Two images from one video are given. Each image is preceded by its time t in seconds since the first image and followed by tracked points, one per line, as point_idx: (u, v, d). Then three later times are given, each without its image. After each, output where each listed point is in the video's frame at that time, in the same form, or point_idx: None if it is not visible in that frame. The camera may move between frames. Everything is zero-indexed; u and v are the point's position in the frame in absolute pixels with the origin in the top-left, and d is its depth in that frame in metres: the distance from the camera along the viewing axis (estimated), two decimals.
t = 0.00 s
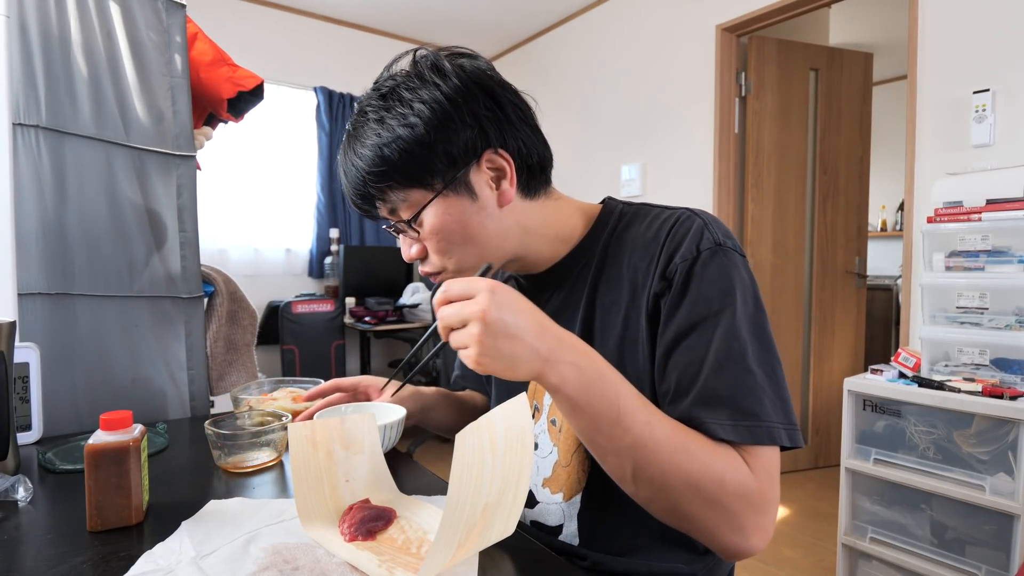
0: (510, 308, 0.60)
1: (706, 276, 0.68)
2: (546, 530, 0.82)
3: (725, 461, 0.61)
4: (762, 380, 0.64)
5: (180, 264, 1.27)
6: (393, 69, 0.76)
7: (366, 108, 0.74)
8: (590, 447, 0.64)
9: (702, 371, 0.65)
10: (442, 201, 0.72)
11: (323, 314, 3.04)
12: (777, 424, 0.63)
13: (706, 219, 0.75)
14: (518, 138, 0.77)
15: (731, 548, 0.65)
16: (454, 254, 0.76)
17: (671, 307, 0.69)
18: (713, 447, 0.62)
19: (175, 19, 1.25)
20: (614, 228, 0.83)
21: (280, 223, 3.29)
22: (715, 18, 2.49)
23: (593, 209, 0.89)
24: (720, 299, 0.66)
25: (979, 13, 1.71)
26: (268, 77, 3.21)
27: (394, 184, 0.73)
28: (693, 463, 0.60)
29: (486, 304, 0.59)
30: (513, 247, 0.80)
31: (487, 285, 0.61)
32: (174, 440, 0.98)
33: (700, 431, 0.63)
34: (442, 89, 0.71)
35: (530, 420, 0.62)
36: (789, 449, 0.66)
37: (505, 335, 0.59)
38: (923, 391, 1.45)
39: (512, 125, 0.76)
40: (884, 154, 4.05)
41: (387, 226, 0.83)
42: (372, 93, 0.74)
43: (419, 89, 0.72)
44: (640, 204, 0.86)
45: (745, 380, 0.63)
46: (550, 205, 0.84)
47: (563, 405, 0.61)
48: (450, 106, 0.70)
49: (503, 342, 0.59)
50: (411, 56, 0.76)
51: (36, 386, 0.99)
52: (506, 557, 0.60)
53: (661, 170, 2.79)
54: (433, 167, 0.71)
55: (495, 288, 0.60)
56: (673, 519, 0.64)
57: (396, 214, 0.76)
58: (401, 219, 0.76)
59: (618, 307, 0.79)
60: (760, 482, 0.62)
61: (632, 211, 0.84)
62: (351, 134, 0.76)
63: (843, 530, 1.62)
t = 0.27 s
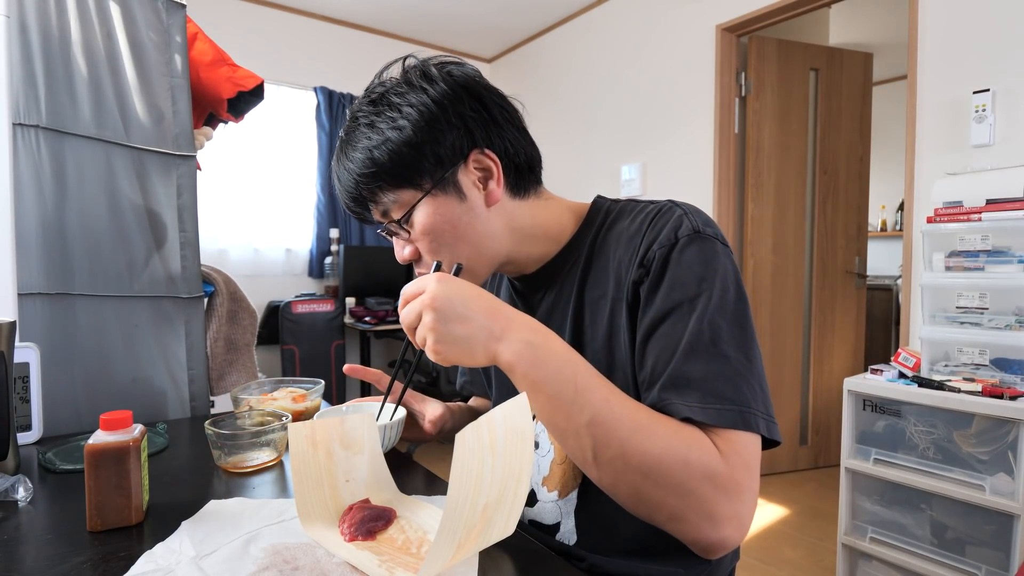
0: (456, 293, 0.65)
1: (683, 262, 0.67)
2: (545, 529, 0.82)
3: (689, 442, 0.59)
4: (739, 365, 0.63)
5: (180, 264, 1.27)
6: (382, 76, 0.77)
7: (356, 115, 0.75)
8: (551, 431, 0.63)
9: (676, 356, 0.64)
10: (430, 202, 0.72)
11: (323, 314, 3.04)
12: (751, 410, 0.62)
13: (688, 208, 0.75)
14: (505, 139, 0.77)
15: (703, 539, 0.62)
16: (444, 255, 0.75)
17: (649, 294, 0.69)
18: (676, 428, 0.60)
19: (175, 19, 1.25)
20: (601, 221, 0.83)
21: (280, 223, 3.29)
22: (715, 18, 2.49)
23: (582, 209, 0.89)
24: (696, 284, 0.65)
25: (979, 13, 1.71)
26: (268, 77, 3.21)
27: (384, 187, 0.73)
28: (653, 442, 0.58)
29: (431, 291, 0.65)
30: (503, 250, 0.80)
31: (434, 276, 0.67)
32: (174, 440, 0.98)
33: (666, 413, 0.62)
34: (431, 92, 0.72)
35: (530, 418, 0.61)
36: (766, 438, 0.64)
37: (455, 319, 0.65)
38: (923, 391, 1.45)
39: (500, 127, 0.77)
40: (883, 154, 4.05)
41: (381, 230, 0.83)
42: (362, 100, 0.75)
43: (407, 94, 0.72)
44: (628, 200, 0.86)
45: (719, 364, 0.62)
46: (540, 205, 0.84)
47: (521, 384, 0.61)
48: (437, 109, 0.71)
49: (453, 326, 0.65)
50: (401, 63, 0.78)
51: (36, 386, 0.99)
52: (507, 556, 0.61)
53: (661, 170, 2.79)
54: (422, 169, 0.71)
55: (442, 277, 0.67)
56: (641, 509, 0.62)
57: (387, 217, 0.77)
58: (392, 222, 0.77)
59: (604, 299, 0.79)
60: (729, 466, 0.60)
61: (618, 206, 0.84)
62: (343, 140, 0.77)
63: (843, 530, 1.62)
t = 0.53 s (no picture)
0: (436, 280, 0.67)
1: (674, 251, 0.67)
2: (544, 527, 0.82)
3: (673, 424, 0.58)
4: (728, 351, 0.63)
5: (180, 264, 1.27)
6: (382, 75, 0.78)
7: (357, 112, 0.76)
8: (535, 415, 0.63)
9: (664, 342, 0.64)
10: (428, 195, 0.72)
11: (323, 314, 3.04)
12: (740, 396, 0.61)
13: (679, 200, 0.75)
14: (502, 135, 0.78)
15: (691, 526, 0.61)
16: (441, 248, 0.75)
17: (642, 284, 0.70)
18: (659, 409, 0.59)
19: (175, 19, 1.25)
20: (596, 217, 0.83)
21: (280, 223, 3.29)
22: (715, 18, 2.49)
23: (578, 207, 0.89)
24: (686, 272, 0.65)
25: (980, 14, 1.71)
26: (268, 77, 3.21)
27: (384, 181, 0.74)
28: (636, 420, 0.58)
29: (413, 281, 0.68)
30: (499, 245, 0.80)
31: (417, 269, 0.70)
32: (174, 440, 0.98)
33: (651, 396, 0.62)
34: (430, 90, 0.73)
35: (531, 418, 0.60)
36: (752, 425, 0.63)
37: (438, 304, 0.66)
38: (923, 391, 1.45)
39: (497, 124, 0.78)
40: (883, 154, 4.05)
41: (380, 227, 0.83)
42: (363, 97, 0.76)
43: (407, 91, 0.73)
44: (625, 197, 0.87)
45: (706, 350, 0.62)
46: (537, 204, 0.84)
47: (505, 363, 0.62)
48: (437, 104, 0.72)
49: (436, 311, 0.67)
50: (402, 63, 0.79)
51: (36, 386, 0.98)
52: (507, 557, 0.61)
53: (661, 170, 2.79)
54: (421, 162, 0.72)
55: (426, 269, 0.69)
56: (626, 494, 0.60)
57: (387, 211, 0.77)
58: (391, 216, 0.77)
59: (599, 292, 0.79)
60: (714, 449, 0.59)
61: (614, 201, 0.84)
62: (344, 137, 0.78)
63: (843, 530, 1.62)
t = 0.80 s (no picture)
0: (445, 279, 0.67)
1: (679, 251, 0.68)
2: (545, 526, 0.82)
3: (680, 425, 0.58)
4: (733, 352, 0.63)
5: (180, 264, 1.27)
6: (396, 64, 0.78)
7: (371, 99, 0.75)
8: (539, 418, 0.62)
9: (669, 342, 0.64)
10: (440, 186, 0.73)
11: (323, 314, 3.05)
12: (746, 396, 0.61)
13: (685, 202, 0.76)
14: (515, 129, 0.78)
15: (698, 526, 0.60)
16: (449, 240, 0.75)
17: (647, 284, 0.70)
18: (666, 410, 0.59)
19: (175, 20, 1.25)
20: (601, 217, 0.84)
21: (280, 223, 3.29)
22: (715, 18, 2.49)
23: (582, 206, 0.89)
24: (692, 272, 0.66)
25: (980, 14, 1.71)
26: (268, 77, 3.21)
27: (397, 168, 0.74)
28: (642, 420, 0.57)
29: (421, 277, 0.68)
30: (505, 241, 0.80)
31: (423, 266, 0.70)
32: (174, 440, 0.98)
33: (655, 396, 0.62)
34: (446, 80, 0.73)
35: (531, 417, 0.60)
36: (758, 426, 0.63)
37: (446, 303, 0.66)
38: (923, 392, 1.45)
39: (510, 118, 0.78)
40: (883, 154, 4.04)
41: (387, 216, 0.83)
42: (377, 85, 0.76)
43: (423, 80, 0.73)
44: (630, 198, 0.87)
45: (711, 350, 0.62)
46: (545, 203, 0.84)
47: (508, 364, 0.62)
48: (454, 94, 0.72)
49: (445, 311, 0.66)
50: (418, 52, 0.79)
51: (36, 386, 0.98)
52: (507, 557, 0.61)
53: (661, 170, 2.79)
54: (435, 152, 0.72)
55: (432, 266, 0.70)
56: (631, 494, 0.60)
57: (396, 199, 0.77)
58: (400, 205, 0.77)
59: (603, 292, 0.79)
60: (722, 448, 0.59)
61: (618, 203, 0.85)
62: (356, 123, 0.77)
63: (843, 530, 1.62)
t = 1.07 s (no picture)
0: (459, 278, 0.62)
1: (695, 254, 0.68)
2: (548, 525, 0.82)
3: (698, 430, 0.58)
4: (750, 354, 0.64)
5: (180, 264, 1.27)
6: (438, 38, 0.79)
7: (409, 66, 0.76)
8: (553, 423, 0.61)
9: (685, 344, 0.64)
10: (467, 160, 0.73)
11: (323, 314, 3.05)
12: (763, 400, 0.62)
13: (700, 206, 0.77)
14: (547, 119, 0.80)
15: (714, 531, 0.61)
16: (467, 218, 0.75)
17: (661, 286, 0.70)
18: (684, 415, 0.59)
19: (175, 19, 1.25)
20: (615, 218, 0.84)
21: (280, 223, 3.29)
22: (715, 18, 2.49)
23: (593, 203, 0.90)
24: (709, 275, 0.66)
25: (979, 14, 1.71)
26: (268, 77, 3.21)
27: (426, 136, 0.73)
28: (663, 428, 0.56)
29: (431, 273, 0.63)
30: (521, 228, 0.80)
31: (434, 256, 0.64)
32: (174, 440, 0.98)
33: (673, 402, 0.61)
34: (488, 58, 0.74)
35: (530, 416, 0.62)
36: (771, 430, 0.63)
37: (460, 303, 0.62)
38: (923, 391, 1.45)
39: (542, 108, 0.80)
40: (883, 154, 4.05)
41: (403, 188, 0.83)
42: (417, 54, 0.76)
43: (465, 56, 0.74)
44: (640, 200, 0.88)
45: (730, 353, 0.63)
46: (561, 198, 0.85)
47: (521, 372, 0.60)
48: (494, 72, 0.74)
49: (458, 313, 0.63)
50: (459, 30, 0.80)
51: (36, 386, 0.98)
52: (507, 557, 0.60)
53: (661, 170, 2.79)
54: (467, 125, 0.72)
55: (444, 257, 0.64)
56: (647, 499, 0.60)
57: (418, 168, 0.76)
58: (421, 175, 0.76)
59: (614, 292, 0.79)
60: (739, 453, 0.59)
61: (631, 204, 0.85)
62: (389, 88, 0.77)
63: (843, 530, 1.62)
